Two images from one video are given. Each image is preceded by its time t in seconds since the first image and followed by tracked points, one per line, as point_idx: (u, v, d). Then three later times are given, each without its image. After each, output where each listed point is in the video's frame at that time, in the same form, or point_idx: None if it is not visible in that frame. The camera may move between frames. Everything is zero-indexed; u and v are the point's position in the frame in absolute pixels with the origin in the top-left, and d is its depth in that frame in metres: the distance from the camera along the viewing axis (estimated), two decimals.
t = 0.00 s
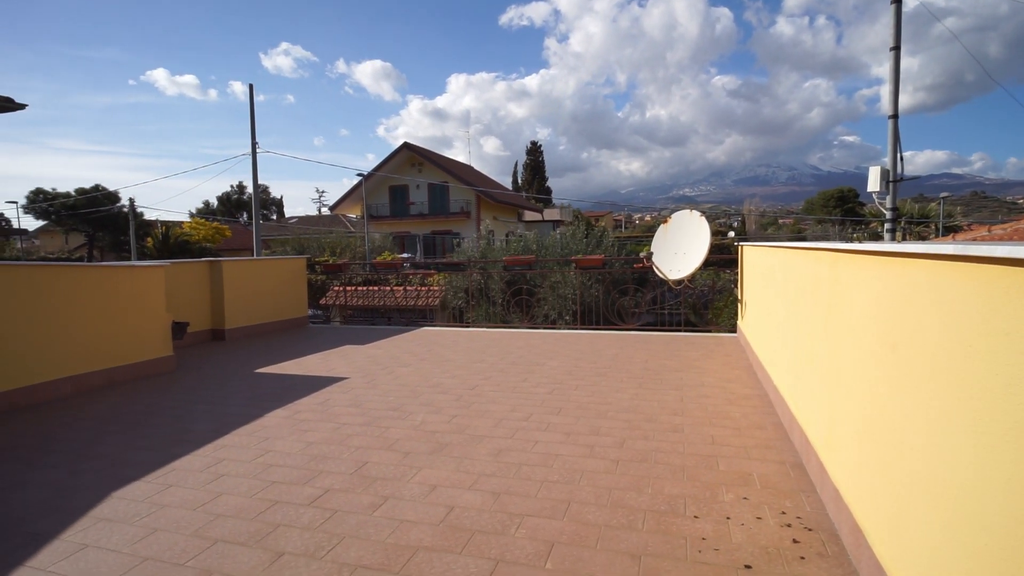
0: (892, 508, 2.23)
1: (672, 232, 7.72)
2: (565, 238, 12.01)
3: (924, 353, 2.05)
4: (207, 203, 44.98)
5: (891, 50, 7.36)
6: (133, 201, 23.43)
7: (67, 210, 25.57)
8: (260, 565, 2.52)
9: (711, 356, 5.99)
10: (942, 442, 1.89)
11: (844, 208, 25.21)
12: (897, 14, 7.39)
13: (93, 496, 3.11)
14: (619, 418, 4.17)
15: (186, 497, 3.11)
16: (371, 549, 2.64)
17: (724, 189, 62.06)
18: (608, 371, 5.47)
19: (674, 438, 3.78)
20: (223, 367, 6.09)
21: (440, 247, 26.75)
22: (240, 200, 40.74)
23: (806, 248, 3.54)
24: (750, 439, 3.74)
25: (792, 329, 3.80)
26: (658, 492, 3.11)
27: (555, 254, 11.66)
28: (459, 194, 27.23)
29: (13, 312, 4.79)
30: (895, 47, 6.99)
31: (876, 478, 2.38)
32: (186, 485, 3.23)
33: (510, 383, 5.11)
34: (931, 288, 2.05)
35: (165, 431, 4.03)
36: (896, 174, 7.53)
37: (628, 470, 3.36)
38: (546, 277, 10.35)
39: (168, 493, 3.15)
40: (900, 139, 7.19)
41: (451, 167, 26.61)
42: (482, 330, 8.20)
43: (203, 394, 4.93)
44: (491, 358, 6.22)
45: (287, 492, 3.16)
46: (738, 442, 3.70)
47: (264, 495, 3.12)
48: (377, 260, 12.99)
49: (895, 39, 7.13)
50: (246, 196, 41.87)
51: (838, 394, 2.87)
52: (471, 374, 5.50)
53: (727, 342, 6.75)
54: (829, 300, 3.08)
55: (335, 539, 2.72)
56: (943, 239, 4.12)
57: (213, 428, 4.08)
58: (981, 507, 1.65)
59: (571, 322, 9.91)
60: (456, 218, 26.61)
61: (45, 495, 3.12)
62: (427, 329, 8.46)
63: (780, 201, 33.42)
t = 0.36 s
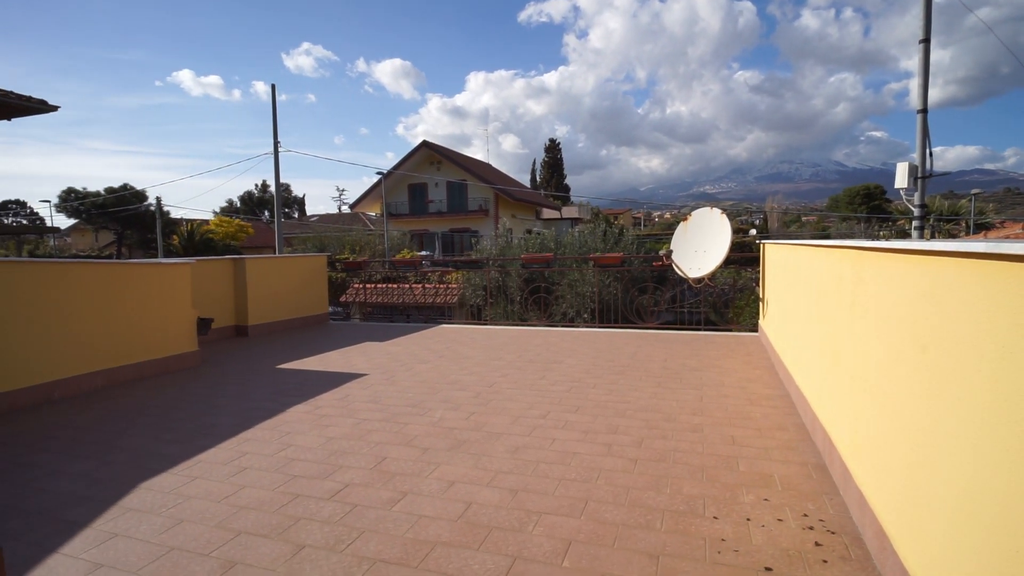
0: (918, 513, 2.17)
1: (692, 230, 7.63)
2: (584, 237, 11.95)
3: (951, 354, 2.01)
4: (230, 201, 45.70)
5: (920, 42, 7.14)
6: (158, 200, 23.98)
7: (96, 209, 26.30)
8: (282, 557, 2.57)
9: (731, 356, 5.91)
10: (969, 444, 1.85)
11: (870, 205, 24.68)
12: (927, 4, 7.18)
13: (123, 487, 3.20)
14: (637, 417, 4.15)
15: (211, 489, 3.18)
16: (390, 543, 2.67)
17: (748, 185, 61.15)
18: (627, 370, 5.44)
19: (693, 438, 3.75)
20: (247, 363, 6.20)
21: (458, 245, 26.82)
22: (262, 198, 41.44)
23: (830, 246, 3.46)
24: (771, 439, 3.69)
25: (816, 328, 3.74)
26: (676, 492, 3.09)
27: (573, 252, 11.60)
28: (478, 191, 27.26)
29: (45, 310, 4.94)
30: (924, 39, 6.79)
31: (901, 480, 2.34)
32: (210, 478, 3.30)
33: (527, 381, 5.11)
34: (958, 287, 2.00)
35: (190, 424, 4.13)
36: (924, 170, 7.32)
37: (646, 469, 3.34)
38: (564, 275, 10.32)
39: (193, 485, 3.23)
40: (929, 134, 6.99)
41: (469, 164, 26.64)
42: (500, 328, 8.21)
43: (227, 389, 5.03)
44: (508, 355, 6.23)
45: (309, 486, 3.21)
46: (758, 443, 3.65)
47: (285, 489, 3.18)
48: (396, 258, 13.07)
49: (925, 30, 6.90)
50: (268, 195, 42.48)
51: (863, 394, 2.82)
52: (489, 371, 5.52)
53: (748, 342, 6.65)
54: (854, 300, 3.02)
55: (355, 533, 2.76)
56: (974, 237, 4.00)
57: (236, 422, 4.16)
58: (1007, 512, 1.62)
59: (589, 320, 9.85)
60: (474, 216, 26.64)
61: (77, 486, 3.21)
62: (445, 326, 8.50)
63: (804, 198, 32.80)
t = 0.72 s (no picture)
0: (947, 520, 2.10)
1: (713, 229, 7.53)
2: (602, 235, 11.88)
3: (980, 355, 1.95)
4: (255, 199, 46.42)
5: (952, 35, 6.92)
6: (184, 198, 24.54)
7: (125, 208, 27.04)
8: (304, 549, 2.61)
9: (753, 355, 5.83)
10: (998, 448, 1.80)
11: (898, 202, 24.13)
12: None
13: (151, 478, 3.28)
14: (656, 416, 4.11)
15: (236, 482, 3.24)
16: (409, 538, 2.70)
17: (772, 182, 60.17)
18: (646, 369, 5.40)
19: (713, 438, 3.71)
20: (270, 358, 6.31)
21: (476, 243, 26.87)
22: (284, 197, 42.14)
23: (855, 245, 3.39)
24: (793, 441, 3.63)
25: (840, 329, 3.67)
26: (696, 492, 3.06)
27: (592, 251, 11.54)
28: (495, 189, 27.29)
29: (74, 305, 5.07)
30: (956, 31, 6.58)
31: (927, 483, 2.29)
32: (235, 471, 3.37)
33: (545, 379, 5.11)
34: (988, 287, 1.94)
35: (215, 418, 4.21)
36: (955, 166, 7.11)
37: (665, 469, 3.32)
38: (582, 273, 10.27)
39: (218, 477, 3.30)
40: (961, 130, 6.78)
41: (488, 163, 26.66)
42: (517, 326, 8.21)
43: (250, 384, 5.12)
44: (526, 353, 6.23)
45: (330, 480, 3.26)
46: (780, 444, 3.60)
47: (307, 483, 3.23)
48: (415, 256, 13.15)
49: (957, 22, 6.68)
50: (290, 193, 43.14)
51: (888, 396, 2.76)
52: (507, 369, 5.53)
53: (770, 341, 6.55)
54: (879, 299, 2.96)
55: (375, 527, 2.79)
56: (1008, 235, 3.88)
57: (259, 417, 4.24)
58: None
59: (607, 318, 9.80)
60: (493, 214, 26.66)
61: (107, 477, 3.30)
62: (464, 324, 8.54)
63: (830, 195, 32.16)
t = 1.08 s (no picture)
0: (972, 520, 2.06)
1: (734, 227, 7.43)
2: (621, 233, 11.79)
3: (1010, 355, 1.89)
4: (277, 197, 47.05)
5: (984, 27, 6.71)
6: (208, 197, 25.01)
7: (152, 207, 27.68)
8: (325, 542, 2.65)
9: (774, 355, 5.74)
10: None
11: (925, 199, 23.52)
12: None
13: (177, 471, 3.36)
14: (675, 416, 4.08)
15: (258, 475, 3.30)
16: (427, 533, 2.72)
17: (797, 178, 59.08)
18: (665, 368, 5.35)
19: (733, 438, 3.67)
20: (292, 354, 6.40)
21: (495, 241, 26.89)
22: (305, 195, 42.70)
23: (881, 243, 3.31)
24: (815, 442, 3.57)
25: (865, 328, 3.59)
26: (715, 493, 3.03)
27: (611, 249, 11.47)
28: (513, 187, 27.28)
29: (88, 301, 5.08)
30: (989, 23, 6.38)
31: (955, 487, 2.23)
32: (258, 464, 3.44)
33: (563, 378, 5.10)
34: (1018, 285, 1.87)
35: (238, 413, 4.29)
36: (987, 162, 6.91)
37: (684, 469, 3.29)
38: (601, 271, 10.21)
39: (242, 471, 3.36)
40: (993, 124, 6.58)
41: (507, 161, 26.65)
42: (535, 324, 8.20)
43: (272, 380, 5.20)
44: (544, 351, 6.22)
45: (350, 475, 3.30)
46: (802, 445, 3.55)
47: (327, 478, 3.27)
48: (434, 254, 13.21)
49: (990, 13, 6.48)
50: (312, 191, 43.71)
51: (915, 398, 2.69)
52: (525, 367, 5.53)
53: (792, 341, 6.44)
54: (906, 298, 2.88)
55: (394, 522, 2.82)
56: None
57: (281, 412, 4.31)
58: None
59: (626, 317, 9.73)
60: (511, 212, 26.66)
61: (136, 468, 3.39)
62: (482, 322, 8.56)
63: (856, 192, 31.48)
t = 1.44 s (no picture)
0: (1004, 526, 2.00)
1: (756, 225, 7.30)
2: (640, 231, 11.70)
3: None
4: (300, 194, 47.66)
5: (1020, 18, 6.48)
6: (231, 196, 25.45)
7: (178, 205, 28.25)
8: (345, 536, 2.69)
9: (797, 355, 5.64)
10: None
11: (956, 196, 22.88)
12: None
13: (202, 464, 3.43)
14: (695, 416, 4.03)
15: (281, 469, 3.36)
16: (446, 529, 2.74)
17: (824, 174, 57.92)
18: (684, 367, 5.30)
19: (754, 439, 3.62)
20: (314, 351, 6.49)
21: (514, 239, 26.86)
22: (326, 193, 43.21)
23: (909, 241, 3.23)
24: (839, 444, 3.51)
25: (892, 329, 3.51)
26: (736, 494, 2.99)
27: (630, 247, 11.38)
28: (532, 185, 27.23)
29: (93, 297, 5.01)
30: None
31: (985, 491, 2.16)
32: (280, 458, 3.50)
33: (581, 376, 5.08)
34: None
35: (260, 408, 4.36)
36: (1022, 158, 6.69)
37: (704, 469, 3.26)
38: (620, 269, 10.14)
39: (265, 464, 3.42)
40: None
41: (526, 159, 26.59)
42: (553, 322, 8.18)
43: (294, 376, 5.28)
44: (563, 350, 6.21)
45: (370, 470, 3.34)
46: (825, 447, 3.48)
47: (347, 472, 3.31)
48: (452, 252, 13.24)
49: None
50: (333, 190, 44.20)
51: (943, 400, 2.62)
52: (543, 365, 5.52)
53: (816, 341, 6.32)
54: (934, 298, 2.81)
55: (413, 517, 2.85)
56: None
57: (303, 407, 4.37)
58: None
59: (645, 316, 9.65)
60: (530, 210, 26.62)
61: (163, 460, 3.48)
62: (501, 320, 8.57)
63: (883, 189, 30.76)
